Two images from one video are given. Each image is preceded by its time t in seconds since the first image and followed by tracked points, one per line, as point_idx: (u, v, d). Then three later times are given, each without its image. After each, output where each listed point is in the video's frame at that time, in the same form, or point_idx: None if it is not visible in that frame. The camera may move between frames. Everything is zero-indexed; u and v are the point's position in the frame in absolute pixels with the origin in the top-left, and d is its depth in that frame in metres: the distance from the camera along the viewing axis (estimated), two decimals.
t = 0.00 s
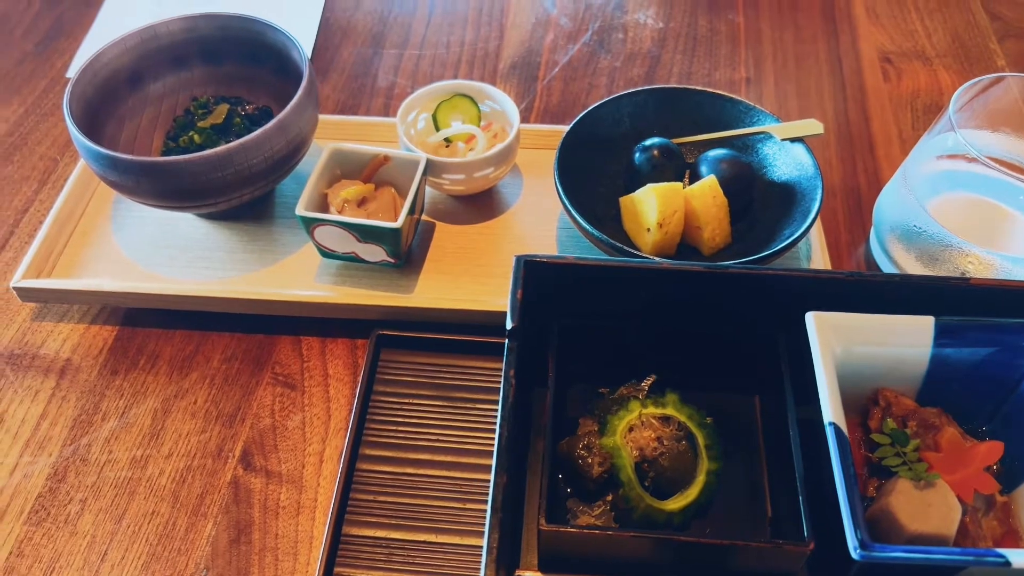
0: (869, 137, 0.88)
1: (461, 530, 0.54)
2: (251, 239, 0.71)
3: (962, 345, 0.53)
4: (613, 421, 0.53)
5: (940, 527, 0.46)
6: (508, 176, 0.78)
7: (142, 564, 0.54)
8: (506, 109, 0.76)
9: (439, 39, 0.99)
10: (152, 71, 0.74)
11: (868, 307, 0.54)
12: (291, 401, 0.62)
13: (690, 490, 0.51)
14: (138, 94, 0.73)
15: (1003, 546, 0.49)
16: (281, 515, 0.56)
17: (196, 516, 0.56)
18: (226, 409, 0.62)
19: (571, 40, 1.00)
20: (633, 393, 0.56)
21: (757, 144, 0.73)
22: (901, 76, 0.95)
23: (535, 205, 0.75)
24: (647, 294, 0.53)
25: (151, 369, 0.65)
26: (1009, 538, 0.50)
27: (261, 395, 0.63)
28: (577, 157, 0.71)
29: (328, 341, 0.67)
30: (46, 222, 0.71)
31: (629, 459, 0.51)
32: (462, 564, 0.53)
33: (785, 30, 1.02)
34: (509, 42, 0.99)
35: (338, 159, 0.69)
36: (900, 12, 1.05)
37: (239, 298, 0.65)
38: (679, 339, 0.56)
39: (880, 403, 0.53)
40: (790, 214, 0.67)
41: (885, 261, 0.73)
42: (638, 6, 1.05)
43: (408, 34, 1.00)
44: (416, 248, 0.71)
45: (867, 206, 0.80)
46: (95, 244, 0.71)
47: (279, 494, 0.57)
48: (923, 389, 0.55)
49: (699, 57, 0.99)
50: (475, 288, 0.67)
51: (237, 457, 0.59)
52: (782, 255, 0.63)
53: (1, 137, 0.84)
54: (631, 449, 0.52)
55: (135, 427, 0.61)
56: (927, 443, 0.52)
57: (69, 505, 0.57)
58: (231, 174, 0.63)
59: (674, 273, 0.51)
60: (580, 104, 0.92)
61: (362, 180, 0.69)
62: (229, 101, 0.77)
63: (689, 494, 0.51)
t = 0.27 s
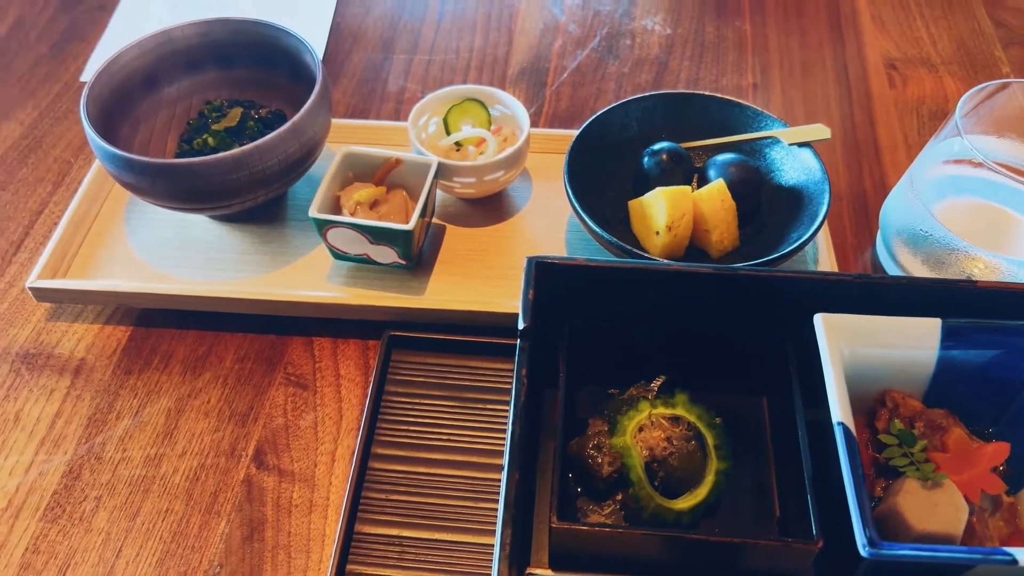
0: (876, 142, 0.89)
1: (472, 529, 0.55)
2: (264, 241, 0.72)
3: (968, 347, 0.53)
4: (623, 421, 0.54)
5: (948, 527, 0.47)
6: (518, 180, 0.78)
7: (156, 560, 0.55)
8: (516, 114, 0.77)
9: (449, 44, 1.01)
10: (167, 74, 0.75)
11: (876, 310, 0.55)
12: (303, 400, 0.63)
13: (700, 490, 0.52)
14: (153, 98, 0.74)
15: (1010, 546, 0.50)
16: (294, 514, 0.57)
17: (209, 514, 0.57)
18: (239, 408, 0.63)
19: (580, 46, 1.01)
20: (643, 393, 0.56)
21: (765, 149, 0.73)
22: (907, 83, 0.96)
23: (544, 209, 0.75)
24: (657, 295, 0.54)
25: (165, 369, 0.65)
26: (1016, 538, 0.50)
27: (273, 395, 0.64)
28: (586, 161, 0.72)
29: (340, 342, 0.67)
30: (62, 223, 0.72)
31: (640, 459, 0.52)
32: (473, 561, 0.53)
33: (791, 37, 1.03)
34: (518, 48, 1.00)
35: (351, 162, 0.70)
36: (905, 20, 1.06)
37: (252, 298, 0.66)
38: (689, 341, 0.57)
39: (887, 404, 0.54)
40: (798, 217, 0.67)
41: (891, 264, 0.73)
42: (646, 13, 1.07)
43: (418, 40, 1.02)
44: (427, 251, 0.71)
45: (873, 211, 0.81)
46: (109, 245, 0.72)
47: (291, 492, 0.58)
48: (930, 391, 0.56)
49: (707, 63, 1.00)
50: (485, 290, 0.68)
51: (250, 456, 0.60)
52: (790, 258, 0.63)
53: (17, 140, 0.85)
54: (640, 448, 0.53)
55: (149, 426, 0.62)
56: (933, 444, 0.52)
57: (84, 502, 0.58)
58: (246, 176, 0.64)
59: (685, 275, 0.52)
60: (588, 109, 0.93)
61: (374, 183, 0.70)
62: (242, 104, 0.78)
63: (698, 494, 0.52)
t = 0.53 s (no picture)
0: (873, 148, 0.90)
1: (476, 523, 0.56)
2: (272, 243, 0.73)
3: (962, 347, 0.54)
4: (624, 418, 0.55)
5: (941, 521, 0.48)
6: (521, 183, 0.80)
7: (165, 554, 0.56)
8: (519, 119, 0.79)
9: (453, 51, 1.03)
10: (177, 80, 0.76)
11: (872, 310, 0.56)
12: (311, 398, 0.64)
13: (699, 486, 0.53)
14: (164, 102, 0.76)
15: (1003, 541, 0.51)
16: (301, 508, 0.58)
17: (218, 509, 0.58)
18: (247, 405, 0.64)
19: (582, 52, 1.03)
20: (643, 391, 0.57)
21: (764, 153, 0.74)
22: (905, 89, 0.97)
23: (546, 212, 0.77)
24: (657, 295, 0.55)
25: (174, 367, 0.67)
26: (1009, 533, 0.52)
27: (281, 393, 0.65)
28: (589, 164, 0.73)
29: (346, 341, 0.69)
30: (74, 225, 0.73)
31: (640, 456, 0.53)
32: (477, 555, 0.55)
33: (790, 44, 1.05)
34: (521, 55, 1.03)
35: (357, 166, 0.71)
36: (902, 28, 1.08)
37: (261, 298, 0.67)
38: (689, 340, 0.58)
39: (883, 403, 0.55)
40: (796, 220, 0.69)
41: (888, 266, 0.74)
42: (647, 20, 1.08)
43: (423, 46, 1.04)
44: (432, 253, 0.73)
45: (871, 215, 0.82)
46: (120, 245, 0.73)
47: (298, 487, 0.59)
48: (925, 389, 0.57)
49: (707, 70, 1.01)
50: (489, 291, 0.69)
51: (258, 452, 0.61)
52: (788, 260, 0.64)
53: (29, 143, 0.87)
54: (641, 446, 0.54)
55: (158, 423, 0.63)
56: (928, 441, 0.53)
57: (95, 497, 0.59)
58: (255, 178, 0.65)
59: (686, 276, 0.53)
60: (590, 114, 0.94)
61: (380, 186, 0.71)
62: (251, 108, 0.79)
63: (697, 490, 0.53)
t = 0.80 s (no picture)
0: (868, 147, 0.92)
1: (478, 507, 0.58)
2: (279, 236, 0.75)
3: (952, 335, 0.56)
4: (623, 404, 0.57)
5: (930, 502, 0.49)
6: (523, 180, 0.81)
7: (176, 535, 0.57)
8: (522, 117, 0.80)
9: (457, 52, 1.05)
10: (188, 77, 0.78)
11: (865, 299, 0.57)
12: (317, 387, 0.66)
13: (696, 469, 0.54)
14: (174, 99, 0.77)
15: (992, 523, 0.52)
16: (308, 492, 0.59)
17: (227, 493, 0.59)
18: (255, 393, 0.66)
19: (583, 54, 1.05)
20: (642, 378, 0.59)
21: (760, 150, 0.76)
22: (900, 90, 0.99)
23: (547, 207, 0.79)
24: (655, 284, 0.57)
25: (184, 357, 0.68)
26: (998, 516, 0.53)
27: (288, 382, 0.66)
28: (589, 160, 0.75)
29: (352, 332, 0.70)
30: (86, 218, 0.75)
31: (638, 439, 0.55)
32: (479, 537, 0.56)
33: (787, 46, 1.07)
34: (523, 56, 1.05)
35: (364, 161, 0.73)
36: (897, 32, 1.10)
37: (270, 289, 0.69)
38: (686, 328, 0.60)
39: (875, 389, 0.57)
40: (791, 215, 0.70)
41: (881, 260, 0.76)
42: (647, 23, 1.11)
43: (427, 48, 1.06)
44: (436, 246, 0.74)
45: (866, 212, 0.84)
46: (131, 239, 0.75)
47: (305, 472, 0.60)
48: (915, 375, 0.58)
49: (706, 71, 1.03)
50: (492, 284, 0.71)
51: (266, 438, 0.63)
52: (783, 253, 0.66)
53: (41, 140, 0.89)
54: (639, 430, 0.56)
55: (169, 410, 0.64)
56: (919, 425, 0.55)
57: (108, 480, 0.60)
58: (264, 172, 0.67)
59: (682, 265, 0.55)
60: (591, 113, 0.96)
61: (385, 181, 0.73)
62: (260, 106, 0.81)
63: (694, 473, 0.54)
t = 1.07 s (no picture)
0: (859, 143, 0.94)
1: (475, 486, 0.59)
2: (282, 227, 0.77)
3: (936, 318, 0.58)
4: (616, 385, 0.58)
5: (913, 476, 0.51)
6: (520, 173, 0.83)
7: (180, 512, 0.58)
8: (519, 112, 0.83)
9: (457, 52, 1.07)
10: (194, 72, 0.80)
11: (851, 284, 0.59)
12: (319, 371, 0.68)
13: (686, 448, 0.56)
14: (180, 93, 0.79)
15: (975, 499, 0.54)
16: (309, 472, 0.61)
17: (230, 472, 0.61)
18: (258, 378, 0.67)
19: (580, 54, 1.07)
20: (634, 361, 0.60)
21: (752, 144, 0.78)
22: (890, 89, 1.01)
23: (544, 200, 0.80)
24: (647, 269, 0.58)
25: (189, 343, 0.70)
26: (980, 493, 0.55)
27: (290, 367, 0.68)
28: (585, 153, 0.77)
29: (353, 319, 0.72)
30: (93, 209, 0.77)
31: (631, 419, 0.56)
32: (476, 514, 0.57)
33: (780, 47, 1.09)
34: (522, 55, 1.07)
35: (365, 153, 0.75)
36: (888, 34, 1.12)
37: (273, 277, 0.71)
38: (677, 313, 0.61)
39: (862, 370, 0.58)
40: (782, 205, 0.72)
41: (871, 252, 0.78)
42: (643, 24, 1.13)
43: (427, 48, 1.08)
44: (435, 236, 0.76)
45: (856, 206, 0.86)
46: (138, 230, 0.77)
47: (306, 453, 0.62)
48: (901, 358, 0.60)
49: (701, 70, 1.05)
50: (489, 273, 0.73)
51: (268, 421, 0.64)
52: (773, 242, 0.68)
53: (49, 135, 0.91)
54: (632, 410, 0.57)
55: (173, 393, 0.66)
56: (903, 405, 0.57)
57: (114, 461, 0.61)
58: (268, 162, 0.69)
59: (674, 250, 0.56)
60: (588, 111, 0.98)
61: (386, 173, 0.75)
62: (264, 100, 0.83)
63: (685, 451, 0.56)
